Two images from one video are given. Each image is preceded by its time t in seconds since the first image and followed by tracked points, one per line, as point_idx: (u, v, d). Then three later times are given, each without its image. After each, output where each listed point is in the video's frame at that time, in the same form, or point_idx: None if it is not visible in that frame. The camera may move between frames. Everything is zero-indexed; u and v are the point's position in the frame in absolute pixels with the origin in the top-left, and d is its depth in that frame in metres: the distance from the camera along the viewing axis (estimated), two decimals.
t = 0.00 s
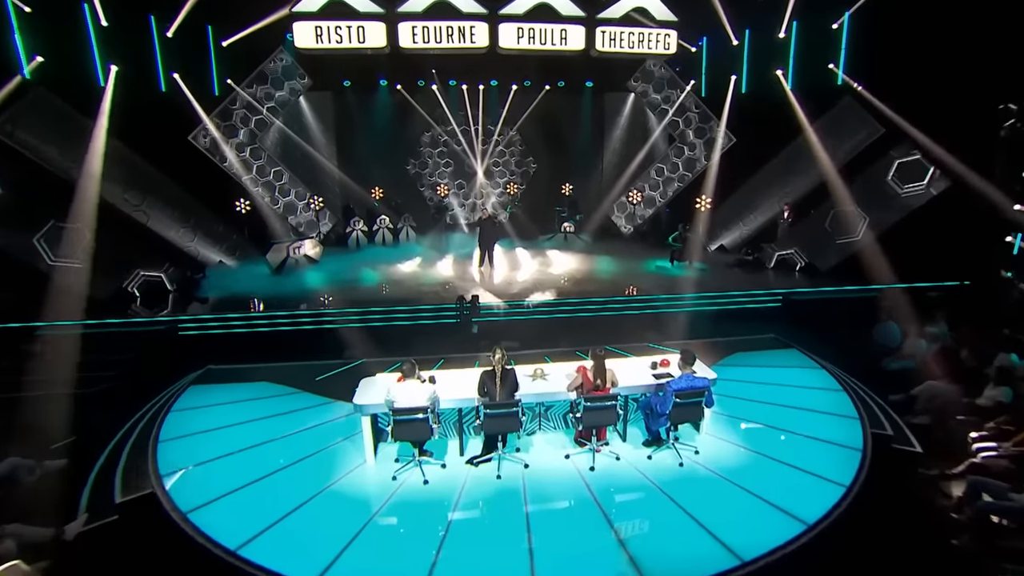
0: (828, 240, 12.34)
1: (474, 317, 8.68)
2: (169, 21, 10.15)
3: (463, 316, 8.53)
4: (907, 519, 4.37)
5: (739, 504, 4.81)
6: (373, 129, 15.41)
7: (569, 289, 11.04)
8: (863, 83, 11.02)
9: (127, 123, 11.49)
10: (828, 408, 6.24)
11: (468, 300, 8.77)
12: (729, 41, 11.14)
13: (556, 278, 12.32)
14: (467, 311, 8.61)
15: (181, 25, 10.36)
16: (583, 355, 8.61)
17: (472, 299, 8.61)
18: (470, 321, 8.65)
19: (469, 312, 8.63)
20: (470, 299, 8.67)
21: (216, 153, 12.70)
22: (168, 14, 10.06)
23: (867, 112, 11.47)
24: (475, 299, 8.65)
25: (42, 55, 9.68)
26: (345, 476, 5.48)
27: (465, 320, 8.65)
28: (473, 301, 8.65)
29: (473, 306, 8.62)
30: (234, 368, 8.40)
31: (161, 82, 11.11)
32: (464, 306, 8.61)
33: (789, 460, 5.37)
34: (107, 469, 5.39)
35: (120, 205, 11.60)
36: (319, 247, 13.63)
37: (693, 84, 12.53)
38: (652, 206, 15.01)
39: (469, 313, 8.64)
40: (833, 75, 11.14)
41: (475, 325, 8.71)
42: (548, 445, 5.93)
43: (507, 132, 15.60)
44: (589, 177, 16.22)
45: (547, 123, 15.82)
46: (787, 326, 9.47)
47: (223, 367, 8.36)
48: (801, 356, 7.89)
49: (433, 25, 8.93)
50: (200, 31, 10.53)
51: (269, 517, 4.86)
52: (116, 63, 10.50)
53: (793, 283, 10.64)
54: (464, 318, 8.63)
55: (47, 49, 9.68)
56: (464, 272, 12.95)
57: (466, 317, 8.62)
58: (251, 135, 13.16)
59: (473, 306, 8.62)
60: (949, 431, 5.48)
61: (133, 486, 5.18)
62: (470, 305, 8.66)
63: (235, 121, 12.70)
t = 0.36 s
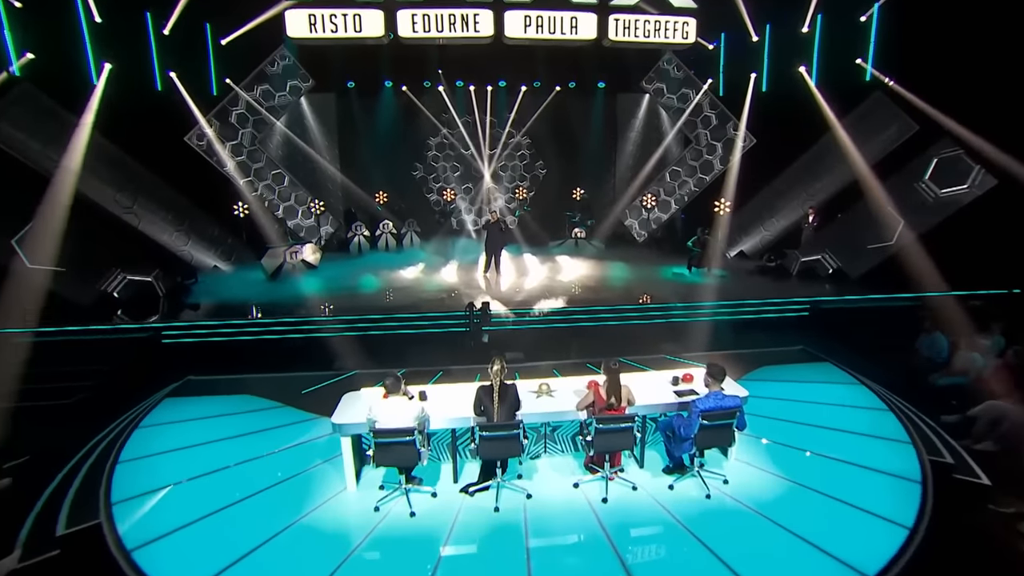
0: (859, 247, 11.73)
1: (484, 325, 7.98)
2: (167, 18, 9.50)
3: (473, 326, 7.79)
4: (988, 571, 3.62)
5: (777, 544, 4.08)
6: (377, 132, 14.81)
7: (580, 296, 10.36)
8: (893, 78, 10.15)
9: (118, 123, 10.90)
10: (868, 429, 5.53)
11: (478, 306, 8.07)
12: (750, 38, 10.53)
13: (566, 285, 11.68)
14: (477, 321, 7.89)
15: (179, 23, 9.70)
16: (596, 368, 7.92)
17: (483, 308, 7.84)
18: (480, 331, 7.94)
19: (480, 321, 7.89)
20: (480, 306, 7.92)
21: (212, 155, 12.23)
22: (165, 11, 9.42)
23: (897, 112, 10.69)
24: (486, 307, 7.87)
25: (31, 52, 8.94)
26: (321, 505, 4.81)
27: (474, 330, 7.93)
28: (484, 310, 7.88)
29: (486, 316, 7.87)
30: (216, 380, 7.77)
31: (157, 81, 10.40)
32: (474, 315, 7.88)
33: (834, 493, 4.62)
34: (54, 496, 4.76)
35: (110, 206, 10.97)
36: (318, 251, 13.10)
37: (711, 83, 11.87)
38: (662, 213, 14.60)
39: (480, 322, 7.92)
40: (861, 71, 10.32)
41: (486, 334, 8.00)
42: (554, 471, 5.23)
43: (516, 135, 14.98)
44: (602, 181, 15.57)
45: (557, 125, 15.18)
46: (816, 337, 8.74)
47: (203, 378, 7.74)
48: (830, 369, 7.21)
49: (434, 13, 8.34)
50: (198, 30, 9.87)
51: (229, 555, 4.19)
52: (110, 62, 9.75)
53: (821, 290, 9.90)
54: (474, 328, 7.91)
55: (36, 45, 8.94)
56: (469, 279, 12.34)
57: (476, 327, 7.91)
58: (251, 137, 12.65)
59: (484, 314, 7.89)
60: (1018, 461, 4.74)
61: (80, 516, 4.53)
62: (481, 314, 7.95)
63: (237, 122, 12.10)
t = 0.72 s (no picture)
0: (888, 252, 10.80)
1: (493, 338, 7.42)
2: (156, 16, 8.91)
3: (479, 340, 7.23)
4: None
5: None
6: (377, 136, 14.23)
7: (588, 306, 9.68)
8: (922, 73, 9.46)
9: (103, 123, 10.22)
10: (907, 455, 4.89)
11: (488, 318, 7.54)
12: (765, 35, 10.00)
13: (572, 294, 10.99)
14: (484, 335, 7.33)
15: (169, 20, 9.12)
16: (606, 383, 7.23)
17: (490, 320, 7.23)
18: (487, 345, 7.36)
19: (488, 333, 7.32)
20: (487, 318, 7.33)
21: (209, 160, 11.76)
22: (154, 8, 8.82)
23: (926, 112, 9.95)
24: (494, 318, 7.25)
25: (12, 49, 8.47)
26: (283, 546, 4.14)
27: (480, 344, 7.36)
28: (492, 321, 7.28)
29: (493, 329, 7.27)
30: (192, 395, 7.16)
31: (146, 81, 10.06)
32: (481, 328, 7.31)
33: (885, 535, 3.93)
34: None
35: (92, 210, 10.28)
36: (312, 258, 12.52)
37: (726, 83, 11.28)
38: (673, 220, 13.92)
39: (487, 335, 7.35)
40: (886, 68, 9.68)
41: (495, 347, 7.39)
42: (557, 505, 4.55)
43: (520, 139, 14.36)
44: (610, 187, 14.95)
45: (564, 128, 14.55)
46: (845, 350, 8.02)
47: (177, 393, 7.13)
48: (858, 386, 6.58)
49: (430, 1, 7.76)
50: (188, 27, 9.56)
51: None
52: (96, 60, 9.31)
53: (847, 299, 9.20)
54: (480, 341, 7.34)
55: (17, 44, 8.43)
56: (469, 288, 11.71)
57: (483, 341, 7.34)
58: (246, 138, 12.28)
59: (492, 325, 7.31)
60: None
61: None
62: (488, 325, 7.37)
63: (234, 125, 11.84)
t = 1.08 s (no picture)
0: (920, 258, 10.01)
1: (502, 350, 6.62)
2: (142, 10, 8.45)
3: (487, 356, 6.39)
4: None
5: None
6: (375, 138, 13.65)
7: (597, 315, 8.99)
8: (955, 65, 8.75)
9: (81, 116, 9.43)
10: (937, 481, 4.35)
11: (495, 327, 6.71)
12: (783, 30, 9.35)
13: (577, 303, 10.30)
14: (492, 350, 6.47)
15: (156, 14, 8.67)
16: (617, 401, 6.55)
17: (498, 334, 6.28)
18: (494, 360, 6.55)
19: (496, 346, 6.47)
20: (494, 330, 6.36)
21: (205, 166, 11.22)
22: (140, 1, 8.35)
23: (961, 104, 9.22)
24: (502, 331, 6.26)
25: None
26: None
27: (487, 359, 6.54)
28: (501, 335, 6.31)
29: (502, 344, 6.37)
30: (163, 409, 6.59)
31: (133, 77, 9.48)
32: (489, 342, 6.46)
33: None
34: None
35: (72, 212, 9.57)
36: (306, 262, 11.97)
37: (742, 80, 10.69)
38: (687, 224, 13.11)
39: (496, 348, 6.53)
40: (915, 61, 8.96)
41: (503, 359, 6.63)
42: (560, 545, 3.88)
43: (524, 141, 13.79)
44: (620, 191, 14.28)
45: (572, 129, 13.93)
46: (881, 363, 7.29)
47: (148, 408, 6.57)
48: (892, 404, 5.94)
49: None
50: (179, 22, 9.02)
51: None
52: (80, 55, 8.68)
53: (879, 308, 8.46)
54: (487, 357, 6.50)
55: None
56: (468, 294, 11.09)
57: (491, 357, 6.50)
58: (235, 138, 11.64)
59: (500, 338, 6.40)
60: None
61: None
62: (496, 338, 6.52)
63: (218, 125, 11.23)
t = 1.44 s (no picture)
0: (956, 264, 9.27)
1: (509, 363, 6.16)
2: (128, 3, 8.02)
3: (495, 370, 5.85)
4: None
5: None
6: (375, 139, 12.88)
7: (605, 325, 8.28)
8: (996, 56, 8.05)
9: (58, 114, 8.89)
10: (951, 510, 3.91)
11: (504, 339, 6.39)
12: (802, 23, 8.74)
13: (583, 313, 9.57)
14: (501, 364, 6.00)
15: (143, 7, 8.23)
16: (627, 422, 5.87)
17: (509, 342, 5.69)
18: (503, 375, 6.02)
19: (505, 358, 5.97)
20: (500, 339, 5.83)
21: (196, 170, 10.68)
22: None
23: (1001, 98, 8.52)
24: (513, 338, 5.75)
25: None
26: None
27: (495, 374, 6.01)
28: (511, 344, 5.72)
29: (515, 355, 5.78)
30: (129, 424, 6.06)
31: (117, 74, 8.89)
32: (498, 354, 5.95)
33: None
34: None
35: (47, 215, 8.97)
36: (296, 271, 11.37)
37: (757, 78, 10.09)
38: (700, 229, 12.42)
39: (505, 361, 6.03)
40: (950, 52, 8.39)
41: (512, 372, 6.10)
42: None
43: (527, 144, 13.16)
44: (630, 196, 13.55)
45: (579, 131, 13.30)
46: (923, 379, 6.55)
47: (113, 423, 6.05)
48: (931, 428, 5.32)
49: None
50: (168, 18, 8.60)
51: None
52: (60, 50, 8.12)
53: (914, 317, 7.73)
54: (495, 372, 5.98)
55: None
56: (465, 304, 10.39)
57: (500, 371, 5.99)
58: (223, 138, 10.96)
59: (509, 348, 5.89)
60: None
61: None
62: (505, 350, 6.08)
63: (206, 125, 10.61)
